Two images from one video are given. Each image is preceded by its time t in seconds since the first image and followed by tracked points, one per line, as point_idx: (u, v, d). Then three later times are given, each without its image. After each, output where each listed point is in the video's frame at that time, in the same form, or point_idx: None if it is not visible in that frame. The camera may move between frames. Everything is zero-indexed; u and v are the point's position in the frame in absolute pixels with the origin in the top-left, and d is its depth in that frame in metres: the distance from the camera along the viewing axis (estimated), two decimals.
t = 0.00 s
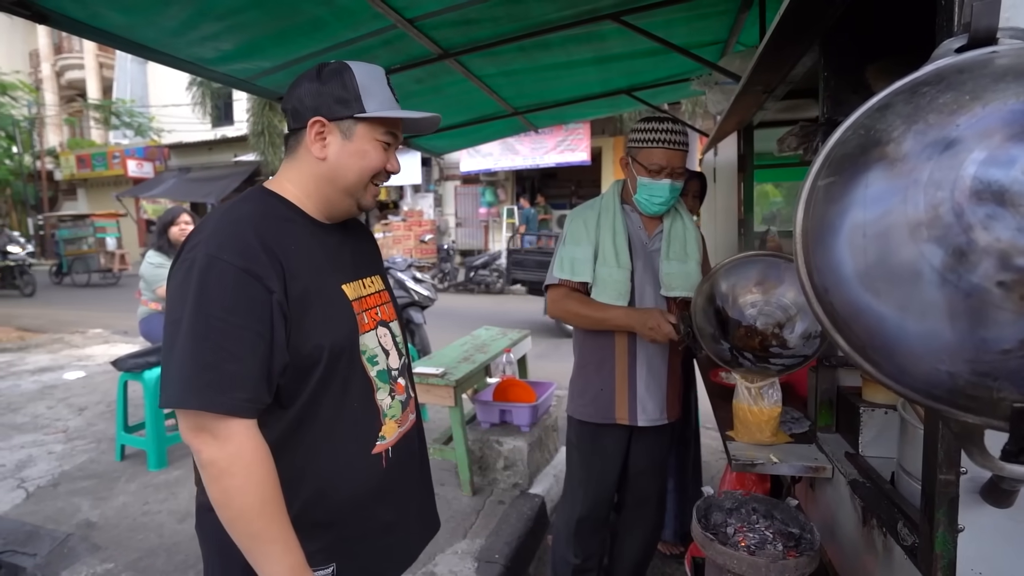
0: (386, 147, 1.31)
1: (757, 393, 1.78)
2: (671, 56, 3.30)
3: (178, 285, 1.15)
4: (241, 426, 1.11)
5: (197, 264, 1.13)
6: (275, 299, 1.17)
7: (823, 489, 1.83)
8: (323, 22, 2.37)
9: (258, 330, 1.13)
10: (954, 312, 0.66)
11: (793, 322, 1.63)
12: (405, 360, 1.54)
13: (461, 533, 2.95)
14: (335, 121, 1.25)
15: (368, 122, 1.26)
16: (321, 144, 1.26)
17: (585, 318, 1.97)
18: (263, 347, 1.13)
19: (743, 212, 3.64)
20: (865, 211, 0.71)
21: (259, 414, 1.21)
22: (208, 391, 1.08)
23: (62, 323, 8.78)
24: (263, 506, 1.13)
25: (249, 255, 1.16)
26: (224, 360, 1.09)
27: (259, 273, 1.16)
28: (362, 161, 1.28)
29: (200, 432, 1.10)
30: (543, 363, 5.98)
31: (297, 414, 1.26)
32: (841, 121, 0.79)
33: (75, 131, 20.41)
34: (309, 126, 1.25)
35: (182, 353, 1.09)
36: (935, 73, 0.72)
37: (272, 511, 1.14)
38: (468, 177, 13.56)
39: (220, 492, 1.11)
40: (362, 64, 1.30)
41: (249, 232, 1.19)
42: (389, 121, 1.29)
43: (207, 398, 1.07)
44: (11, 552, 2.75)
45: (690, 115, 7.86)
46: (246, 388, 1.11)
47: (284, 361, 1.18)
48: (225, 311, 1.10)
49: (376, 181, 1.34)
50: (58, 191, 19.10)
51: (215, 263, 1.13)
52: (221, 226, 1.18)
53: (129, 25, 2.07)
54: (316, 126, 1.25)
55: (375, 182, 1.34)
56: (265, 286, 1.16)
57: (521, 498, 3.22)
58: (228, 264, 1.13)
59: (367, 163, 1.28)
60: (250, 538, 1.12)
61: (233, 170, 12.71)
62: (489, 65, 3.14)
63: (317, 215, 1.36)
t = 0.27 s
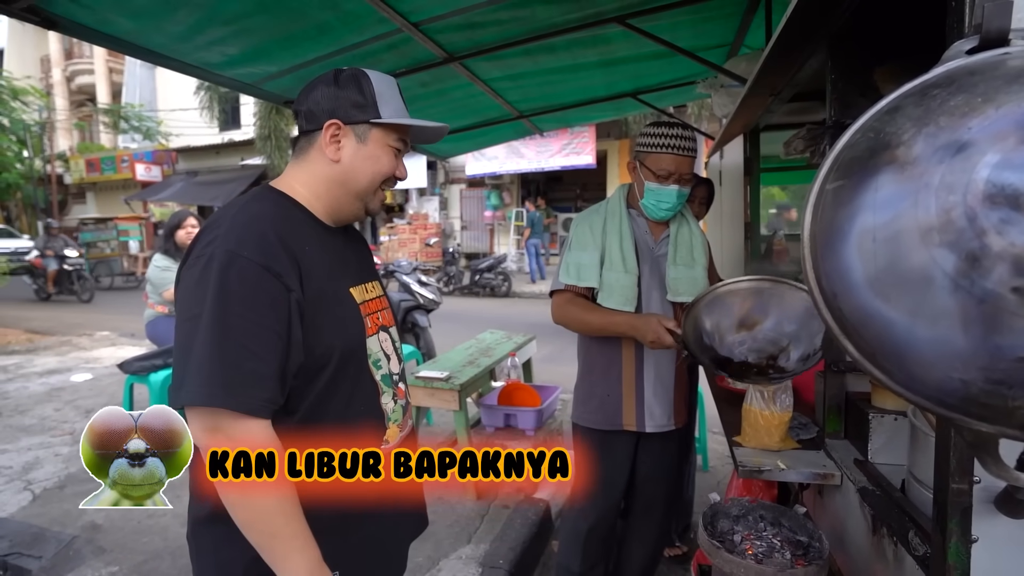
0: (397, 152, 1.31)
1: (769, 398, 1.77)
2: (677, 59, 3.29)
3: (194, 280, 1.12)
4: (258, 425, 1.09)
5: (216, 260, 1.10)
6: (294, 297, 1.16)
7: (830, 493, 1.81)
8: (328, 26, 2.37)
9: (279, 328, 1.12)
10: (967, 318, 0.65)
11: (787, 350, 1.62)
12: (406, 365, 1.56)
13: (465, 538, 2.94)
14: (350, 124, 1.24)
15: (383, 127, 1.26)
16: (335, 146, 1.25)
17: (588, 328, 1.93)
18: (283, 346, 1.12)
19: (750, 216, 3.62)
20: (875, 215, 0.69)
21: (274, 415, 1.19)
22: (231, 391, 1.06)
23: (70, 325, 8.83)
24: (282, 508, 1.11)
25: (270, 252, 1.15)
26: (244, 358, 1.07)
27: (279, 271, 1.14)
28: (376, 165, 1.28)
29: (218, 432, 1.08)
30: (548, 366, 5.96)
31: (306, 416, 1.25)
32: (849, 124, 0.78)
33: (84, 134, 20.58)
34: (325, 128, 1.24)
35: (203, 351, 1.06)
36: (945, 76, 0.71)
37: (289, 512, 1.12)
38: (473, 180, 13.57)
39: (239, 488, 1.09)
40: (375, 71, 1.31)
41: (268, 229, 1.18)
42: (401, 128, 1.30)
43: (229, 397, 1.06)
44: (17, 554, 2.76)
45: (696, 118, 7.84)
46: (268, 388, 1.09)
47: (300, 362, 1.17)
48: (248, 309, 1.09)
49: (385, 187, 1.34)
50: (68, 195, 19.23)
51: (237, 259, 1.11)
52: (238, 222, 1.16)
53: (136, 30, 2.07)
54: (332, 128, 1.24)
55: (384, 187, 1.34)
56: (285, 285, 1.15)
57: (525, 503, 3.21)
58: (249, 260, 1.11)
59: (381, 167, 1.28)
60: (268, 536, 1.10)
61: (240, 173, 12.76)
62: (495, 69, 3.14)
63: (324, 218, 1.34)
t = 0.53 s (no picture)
0: (394, 150, 1.30)
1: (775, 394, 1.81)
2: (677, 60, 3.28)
3: (193, 281, 1.11)
4: (260, 427, 1.08)
5: (215, 259, 1.09)
6: (294, 297, 1.15)
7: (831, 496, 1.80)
8: (326, 27, 2.36)
9: (280, 329, 1.10)
10: (972, 319, 0.64)
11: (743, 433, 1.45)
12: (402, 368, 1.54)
13: (464, 541, 2.92)
14: (345, 123, 1.23)
15: (379, 125, 1.26)
16: (331, 145, 1.24)
17: (574, 335, 1.91)
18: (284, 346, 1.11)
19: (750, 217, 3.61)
20: (878, 215, 0.68)
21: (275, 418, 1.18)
22: (233, 391, 1.05)
23: (69, 327, 8.82)
24: (287, 513, 1.09)
25: (269, 252, 1.14)
26: (245, 359, 1.06)
27: (279, 271, 1.13)
28: (374, 164, 1.27)
29: (221, 433, 1.07)
30: (548, 368, 5.95)
31: (305, 418, 1.24)
32: (852, 123, 0.77)
33: (84, 136, 20.58)
34: (320, 128, 1.23)
35: (203, 351, 1.05)
36: (949, 74, 0.70)
37: (294, 517, 1.10)
38: (473, 182, 13.56)
39: (240, 496, 1.07)
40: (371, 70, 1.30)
41: (267, 229, 1.17)
42: (397, 125, 1.29)
43: (231, 398, 1.04)
44: (12, 557, 2.74)
45: (696, 120, 7.84)
46: (269, 389, 1.08)
47: (301, 362, 1.16)
48: (249, 309, 1.08)
49: (383, 186, 1.33)
50: (67, 196, 19.22)
51: (237, 259, 1.09)
52: (237, 222, 1.15)
53: (134, 30, 2.07)
54: (327, 128, 1.23)
55: (382, 186, 1.33)
56: (285, 284, 1.14)
57: (525, 506, 3.20)
58: (249, 260, 1.10)
59: (378, 166, 1.28)
60: (273, 543, 1.09)
61: (240, 175, 12.75)
62: (494, 70, 3.13)
63: (322, 219, 1.33)
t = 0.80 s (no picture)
0: (385, 139, 1.29)
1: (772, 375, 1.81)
2: (675, 56, 3.27)
3: (174, 278, 1.09)
4: (246, 429, 1.06)
5: (197, 256, 1.07)
6: (280, 295, 1.13)
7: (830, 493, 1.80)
8: (321, 21, 2.34)
9: (265, 327, 1.09)
10: (979, 315, 0.62)
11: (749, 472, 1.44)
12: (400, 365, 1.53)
13: (461, 540, 2.91)
14: (333, 113, 1.21)
15: (367, 113, 1.24)
16: (319, 136, 1.22)
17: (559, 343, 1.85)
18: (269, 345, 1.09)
19: (748, 214, 3.60)
20: (883, 209, 0.67)
21: (261, 418, 1.16)
22: (216, 392, 1.03)
23: (64, 326, 8.77)
24: (272, 516, 1.08)
25: (254, 249, 1.12)
26: (230, 359, 1.04)
27: (264, 268, 1.11)
28: (364, 154, 1.25)
29: (204, 433, 1.05)
30: (546, 367, 5.94)
31: (296, 417, 1.22)
32: (855, 116, 0.75)
33: (79, 134, 20.47)
34: (307, 118, 1.21)
35: (185, 350, 1.03)
36: (955, 65, 0.69)
37: (280, 520, 1.09)
38: (470, 180, 13.53)
39: (225, 497, 1.05)
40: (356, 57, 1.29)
41: (252, 226, 1.15)
42: (386, 112, 1.27)
43: (214, 399, 1.03)
44: (5, 558, 2.72)
45: (695, 118, 7.83)
46: (253, 389, 1.06)
47: (287, 362, 1.14)
48: (232, 307, 1.06)
49: (375, 175, 1.31)
50: (62, 195, 19.13)
51: (220, 256, 1.07)
52: (220, 218, 1.13)
53: (125, 24, 2.04)
54: (313, 118, 1.21)
55: (374, 176, 1.31)
56: (270, 282, 1.12)
57: (523, 504, 3.19)
58: (233, 257, 1.08)
59: (369, 156, 1.26)
60: (258, 545, 1.06)
61: (235, 173, 12.69)
62: (491, 66, 3.12)
63: (314, 213, 1.32)
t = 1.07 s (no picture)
0: (377, 124, 1.27)
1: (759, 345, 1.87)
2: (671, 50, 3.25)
3: (157, 276, 1.08)
4: (226, 432, 1.05)
5: (179, 255, 1.06)
6: (265, 295, 1.11)
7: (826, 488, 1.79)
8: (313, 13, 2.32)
9: (248, 328, 1.07)
10: (978, 310, 0.61)
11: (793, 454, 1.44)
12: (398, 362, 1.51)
13: (457, 536, 2.91)
14: (321, 102, 1.20)
15: (357, 99, 1.22)
16: (310, 128, 1.21)
17: (556, 349, 1.78)
18: (251, 346, 1.07)
19: (745, 209, 3.60)
20: (881, 202, 0.66)
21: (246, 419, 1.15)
22: (195, 394, 1.01)
23: (57, 322, 8.72)
24: (248, 520, 1.06)
25: (238, 248, 1.10)
26: (210, 361, 1.03)
27: (248, 268, 1.09)
28: (357, 142, 1.23)
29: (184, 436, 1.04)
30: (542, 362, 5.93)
31: (285, 415, 1.21)
32: (853, 109, 0.74)
33: (72, 129, 20.33)
34: (296, 110, 1.20)
35: (164, 351, 1.02)
36: (954, 56, 0.68)
37: (257, 526, 1.07)
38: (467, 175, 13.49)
39: (203, 500, 1.04)
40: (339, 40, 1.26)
41: (238, 224, 1.13)
42: (375, 97, 1.25)
43: (192, 401, 1.01)
44: None
45: (692, 113, 7.81)
46: (235, 391, 1.05)
47: (273, 362, 1.12)
48: (213, 307, 1.04)
49: (371, 162, 1.29)
50: (55, 190, 18.99)
51: (202, 255, 1.06)
52: (206, 216, 1.12)
53: (113, 15, 2.01)
54: (302, 109, 1.20)
55: (369, 164, 1.29)
56: (254, 281, 1.10)
57: (519, 500, 3.19)
58: (215, 256, 1.07)
59: (362, 143, 1.24)
60: (233, 549, 1.06)
61: (230, 168, 12.62)
62: (486, 60, 3.09)
63: (310, 206, 1.31)
